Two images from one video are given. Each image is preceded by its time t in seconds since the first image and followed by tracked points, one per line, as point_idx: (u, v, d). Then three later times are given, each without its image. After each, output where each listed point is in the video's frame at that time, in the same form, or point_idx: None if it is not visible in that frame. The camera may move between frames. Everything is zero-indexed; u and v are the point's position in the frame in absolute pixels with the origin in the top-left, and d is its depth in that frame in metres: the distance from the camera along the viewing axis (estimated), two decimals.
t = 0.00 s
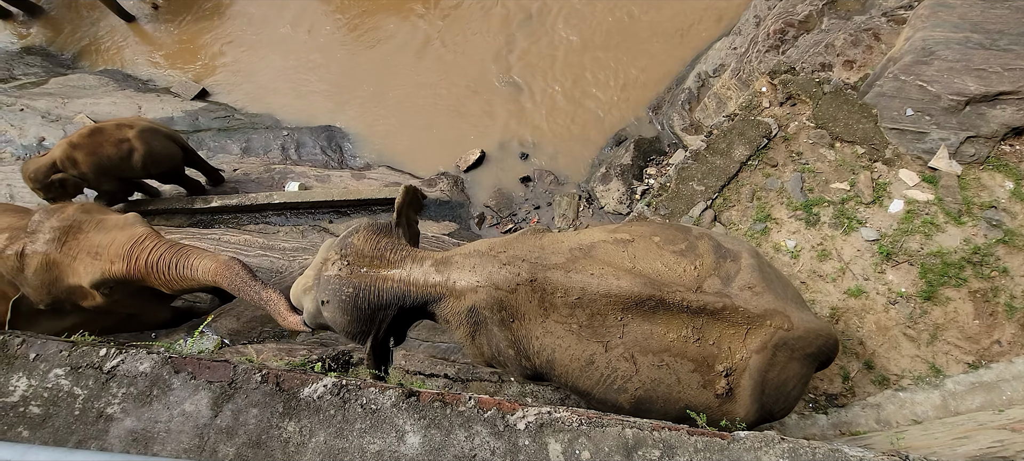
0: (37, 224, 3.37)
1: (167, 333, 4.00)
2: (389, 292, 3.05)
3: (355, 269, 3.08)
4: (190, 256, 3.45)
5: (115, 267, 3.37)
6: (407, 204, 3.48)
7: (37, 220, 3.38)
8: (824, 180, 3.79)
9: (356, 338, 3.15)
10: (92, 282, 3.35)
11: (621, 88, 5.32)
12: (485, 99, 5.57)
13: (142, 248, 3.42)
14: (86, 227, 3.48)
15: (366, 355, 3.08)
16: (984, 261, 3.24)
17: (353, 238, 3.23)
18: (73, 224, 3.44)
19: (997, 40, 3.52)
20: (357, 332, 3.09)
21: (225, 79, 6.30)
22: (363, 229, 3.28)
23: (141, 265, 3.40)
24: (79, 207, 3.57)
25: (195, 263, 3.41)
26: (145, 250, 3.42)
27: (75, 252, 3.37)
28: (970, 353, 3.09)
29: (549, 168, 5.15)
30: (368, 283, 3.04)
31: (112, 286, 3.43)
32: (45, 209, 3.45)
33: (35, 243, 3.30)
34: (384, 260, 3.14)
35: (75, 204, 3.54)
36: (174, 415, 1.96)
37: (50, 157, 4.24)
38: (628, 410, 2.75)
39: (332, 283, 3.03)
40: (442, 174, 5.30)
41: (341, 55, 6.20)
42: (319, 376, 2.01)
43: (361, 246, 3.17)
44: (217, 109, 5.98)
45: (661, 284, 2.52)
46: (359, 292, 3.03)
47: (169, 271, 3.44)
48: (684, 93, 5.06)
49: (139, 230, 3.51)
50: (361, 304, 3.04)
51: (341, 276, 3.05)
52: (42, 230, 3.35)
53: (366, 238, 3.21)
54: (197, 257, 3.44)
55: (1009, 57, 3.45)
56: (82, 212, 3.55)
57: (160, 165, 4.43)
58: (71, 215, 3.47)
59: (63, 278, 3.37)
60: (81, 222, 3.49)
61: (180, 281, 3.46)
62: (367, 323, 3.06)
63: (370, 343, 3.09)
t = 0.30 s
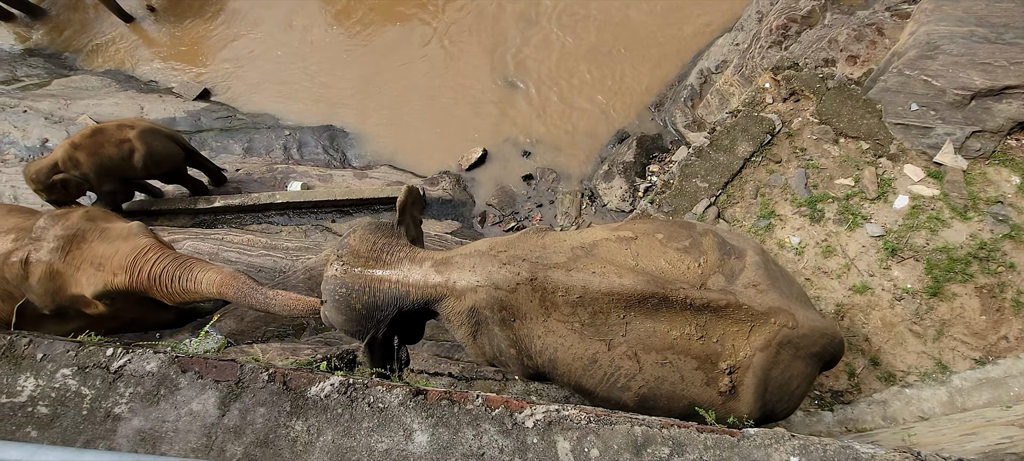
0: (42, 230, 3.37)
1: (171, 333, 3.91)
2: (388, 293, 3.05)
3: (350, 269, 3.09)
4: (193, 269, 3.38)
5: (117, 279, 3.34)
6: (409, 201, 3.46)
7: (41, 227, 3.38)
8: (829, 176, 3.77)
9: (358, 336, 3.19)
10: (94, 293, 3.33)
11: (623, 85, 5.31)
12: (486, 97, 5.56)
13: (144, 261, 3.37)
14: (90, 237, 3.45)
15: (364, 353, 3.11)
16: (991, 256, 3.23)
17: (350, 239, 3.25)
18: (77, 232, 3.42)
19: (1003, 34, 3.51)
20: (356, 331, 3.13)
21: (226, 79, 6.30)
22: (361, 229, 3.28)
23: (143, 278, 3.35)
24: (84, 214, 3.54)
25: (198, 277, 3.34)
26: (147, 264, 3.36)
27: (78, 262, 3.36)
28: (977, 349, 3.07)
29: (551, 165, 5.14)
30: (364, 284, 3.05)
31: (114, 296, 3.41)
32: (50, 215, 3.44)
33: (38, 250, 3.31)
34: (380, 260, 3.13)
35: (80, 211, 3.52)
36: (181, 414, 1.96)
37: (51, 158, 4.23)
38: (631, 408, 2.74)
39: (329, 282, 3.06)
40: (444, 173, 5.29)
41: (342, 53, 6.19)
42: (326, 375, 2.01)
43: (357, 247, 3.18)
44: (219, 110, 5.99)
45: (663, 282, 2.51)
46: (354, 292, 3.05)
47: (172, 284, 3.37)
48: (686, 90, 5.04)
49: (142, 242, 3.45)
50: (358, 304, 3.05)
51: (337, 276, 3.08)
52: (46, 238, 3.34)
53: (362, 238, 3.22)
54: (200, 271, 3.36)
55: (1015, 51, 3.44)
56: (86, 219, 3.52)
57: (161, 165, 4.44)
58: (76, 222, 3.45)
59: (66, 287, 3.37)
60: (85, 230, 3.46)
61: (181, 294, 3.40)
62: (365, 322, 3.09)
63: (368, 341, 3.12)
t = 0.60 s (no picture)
0: (42, 237, 3.38)
1: (174, 334, 3.79)
2: (387, 294, 3.02)
3: (349, 274, 3.10)
4: (193, 279, 3.35)
5: (113, 289, 3.32)
6: (415, 201, 3.41)
7: (42, 233, 3.39)
8: (831, 170, 3.76)
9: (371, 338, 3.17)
10: (91, 303, 3.33)
11: (622, 82, 5.30)
12: (484, 95, 5.56)
13: (142, 271, 3.34)
14: (89, 245, 3.44)
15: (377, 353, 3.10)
16: (994, 249, 3.22)
17: (350, 245, 3.28)
18: (77, 240, 3.42)
19: (1003, 25, 3.52)
20: (368, 332, 3.11)
21: (226, 80, 6.30)
22: (359, 236, 3.30)
23: (140, 288, 3.32)
24: (85, 221, 3.53)
25: (197, 287, 3.31)
26: (145, 274, 3.33)
27: (77, 271, 3.36)
28: (981, 342, 3.07)
29: (550, 163, 5.14)
30: (364, 286, 3.04)
31: (112, 306, 3.40)
32: (51, 221, 3.45)
33: (38, 258, 3.32)
34: (377, 263, 3.13)
35: (81, 218, 3.51)
36: (191, 415, 1.96)
37: (51, 161, 4.24)
38: (632, 405, 2.74)
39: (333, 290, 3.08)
40: (443, 172, 5.28)
41: (342, 53, 6.19)
42: (335, 373, 2.01)
43: (356, 252, 3.20)
44: (218, 111, 5.98)
45: (664, 278, 2.51)
46: (354, 296, 3.04)
47: (169, 294, 3.33)
48: (686, 85, 5.03)
49: (141, 252, 3.43)
50: (360, 307, 3.04)
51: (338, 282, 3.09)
52: (45, 246, 3.35)
53: (360, 244, 3.24)
54: (199, 281, 3.34)
55: (1017, 42, 3.45)
56: (87, 226, 3.51)
57: (161, 167, 4.43)
58: (75, 230, 3.44)
59: (64, 295, 3.37)
60: (85, 238, 3.46)
61: (178, 306, 3.34)
62: (374, 323, 3.07)
63: (379, 340, 3.08)
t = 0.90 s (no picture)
0: (43, 243, 3.35)
1: (177, 335, 3.84)
2: (392, 291, 3.04)
3: (352, 272, 3.09)
4: (195, 285, 3.33)
5: (116, 294, 3.31)
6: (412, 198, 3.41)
7: (44, 239, 3.36)
8: (831, 161, 3.76)
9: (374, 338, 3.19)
10: (93, 308, 3.32)
11: (621, 76, 5.29)
12: (483, 90, 5.54)
13: (144, 277, 3.33)
14: (91, 251, 3.43)
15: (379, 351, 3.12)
16: (996, 237, 3.22)
17: (350, 242, 3.26)
18: (78, 246, 3.41)
19: (1003, 13, 3.50)
20: (370, 333, 3.13)
21: (223, 80, 6.28)
22: (362, 231, 3.30)
23: (142, 294, 3.31)
24: (87, 226, 3.51)
25: (199, 293, 3.28)
26: (147, 279, 3.32)
27: (78, 276, 3.35)
28: (984, 331, 3.07)
29: (550, 159, 5.13)
30: (368, 284, 3.04)
31: (114, 312, 3.40)
32: (53, 226, 3.43)
33: (40, 262, 3.30)
34: (380, 260, 3.12)
35: (82, 223, 3.50)
36: (200, 413, 1.96)
37: (49, 165, 4.24)
38: (637, 397, 2.75)
39: (335, 288, 3.07)
40: (444, 169, 5.28)
41: (339, 51, 6.17)
42: (343, 370, 2.01)
43: (358, 250, 3.19)
44: (216, 111, 5.97)
45: (668, 270, 2.51)
46: (360, 293, 3.05)
47: (171, 300, 3.31)
48: (685, 79, 5.01)
49: (144, 257, 3.42)
50: (366, 305, 3.05)
51: (341, 281, 3.08)
52: (47, 251, 3.33)
53: (362, 241, 3.22)
54: (202, 287, 3.32)
55: (1016, 30, 3.43)
56: (88, 231, 3.48)
57: (159, 169, 4.43)
58: (77, 235, 3.42)
59: (66, 300, 3.36)
60: (87, 243, 3.44)
61: (179, 312, 3.32)
62: (376, 322, 3.08)
63: (381, 342, 3.11)
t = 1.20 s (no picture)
0: (42, 246, 3.32)
1: (179, 336, 3.84)
2: (403, 283, 2.98)
3: (363, 262, 2.98)
4: (192, 293, 3.36)
5: (113, 300, 3.32)
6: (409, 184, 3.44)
7: (42, 242, 3.33)
8: (831, 152, 3.76)
9: (376, 333, 3.05)
10: (91, 314, 3.32)
11: (619, 69, 5.28)
12: (482, 86, 5.53)
13: (142, 282, 3.33)
14: (88, 255, 3.40)
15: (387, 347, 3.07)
16: (996, 226, 3.22)
17: (357, 230, 3.12)
18: (76, 250, 3.37)
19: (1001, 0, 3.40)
20: (376, 327, 3.01)
21: (220, 80, 6.26)
22: (367, 219, 3.17)
23: (140, 300, 3.32)
24: (85, 229, 3.47)
25: (196, 301, 3.32)
26: (145, 286, 3.32)
27: (76, 281, 3.33)
28: (985, 319, 3.07)
29: (550, 154, 5.13)
30: (380, 275, 2.96)
31: (112, 317, 3.41)
32: (52, 230, 3.40)
33: (37, 267, 3.27)
34: (391, 251, 3.05)
35: (80, 226, 3.46)
36: (208, 412, 1.96)
37: (45, 168, 4.22)
38: (646, 389, 2.76)
39: (342, 278, 2.93)
40: (443, 165, 5.27)
41: (335, 49, 6.15)
42: (350, 366, 2.01)
43: (367, 238, 3.07)
44: (214, 111, 5.95)
45: (675, 262, 2.51)
46: (371, 285, 2.93)
47: (169, 307, 3.35)
48: (683, 71, 4.99)
49: (141, 262, 3.41)
50: (376, 297, 2.94)
51: (349, 270, 2.95)
52: (45, 255, 3.30)
53: (371, 229, 3.11)
54: (198, 294, 3.35)
55: (1014, 19, 3.36)
56: (86, 235, 3.45)
57: (155, 172, 4.40)
58: (75, 239, 3.39)
59: (63, 304, 3.35)
60: (84, 247, 3.41)
61: (178, 318, 3.38)
62: (383, 316, 2.99)
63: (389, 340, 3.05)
